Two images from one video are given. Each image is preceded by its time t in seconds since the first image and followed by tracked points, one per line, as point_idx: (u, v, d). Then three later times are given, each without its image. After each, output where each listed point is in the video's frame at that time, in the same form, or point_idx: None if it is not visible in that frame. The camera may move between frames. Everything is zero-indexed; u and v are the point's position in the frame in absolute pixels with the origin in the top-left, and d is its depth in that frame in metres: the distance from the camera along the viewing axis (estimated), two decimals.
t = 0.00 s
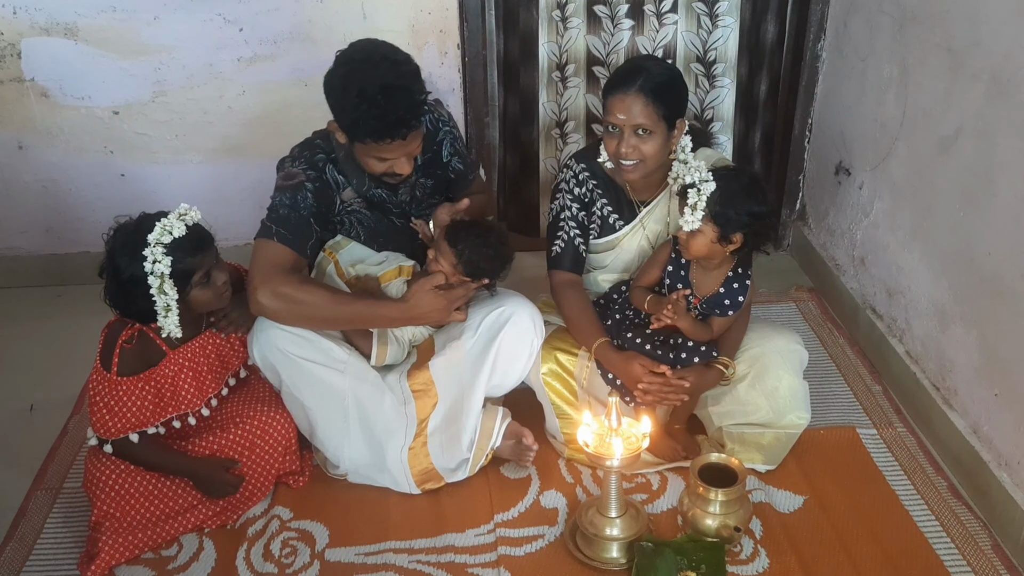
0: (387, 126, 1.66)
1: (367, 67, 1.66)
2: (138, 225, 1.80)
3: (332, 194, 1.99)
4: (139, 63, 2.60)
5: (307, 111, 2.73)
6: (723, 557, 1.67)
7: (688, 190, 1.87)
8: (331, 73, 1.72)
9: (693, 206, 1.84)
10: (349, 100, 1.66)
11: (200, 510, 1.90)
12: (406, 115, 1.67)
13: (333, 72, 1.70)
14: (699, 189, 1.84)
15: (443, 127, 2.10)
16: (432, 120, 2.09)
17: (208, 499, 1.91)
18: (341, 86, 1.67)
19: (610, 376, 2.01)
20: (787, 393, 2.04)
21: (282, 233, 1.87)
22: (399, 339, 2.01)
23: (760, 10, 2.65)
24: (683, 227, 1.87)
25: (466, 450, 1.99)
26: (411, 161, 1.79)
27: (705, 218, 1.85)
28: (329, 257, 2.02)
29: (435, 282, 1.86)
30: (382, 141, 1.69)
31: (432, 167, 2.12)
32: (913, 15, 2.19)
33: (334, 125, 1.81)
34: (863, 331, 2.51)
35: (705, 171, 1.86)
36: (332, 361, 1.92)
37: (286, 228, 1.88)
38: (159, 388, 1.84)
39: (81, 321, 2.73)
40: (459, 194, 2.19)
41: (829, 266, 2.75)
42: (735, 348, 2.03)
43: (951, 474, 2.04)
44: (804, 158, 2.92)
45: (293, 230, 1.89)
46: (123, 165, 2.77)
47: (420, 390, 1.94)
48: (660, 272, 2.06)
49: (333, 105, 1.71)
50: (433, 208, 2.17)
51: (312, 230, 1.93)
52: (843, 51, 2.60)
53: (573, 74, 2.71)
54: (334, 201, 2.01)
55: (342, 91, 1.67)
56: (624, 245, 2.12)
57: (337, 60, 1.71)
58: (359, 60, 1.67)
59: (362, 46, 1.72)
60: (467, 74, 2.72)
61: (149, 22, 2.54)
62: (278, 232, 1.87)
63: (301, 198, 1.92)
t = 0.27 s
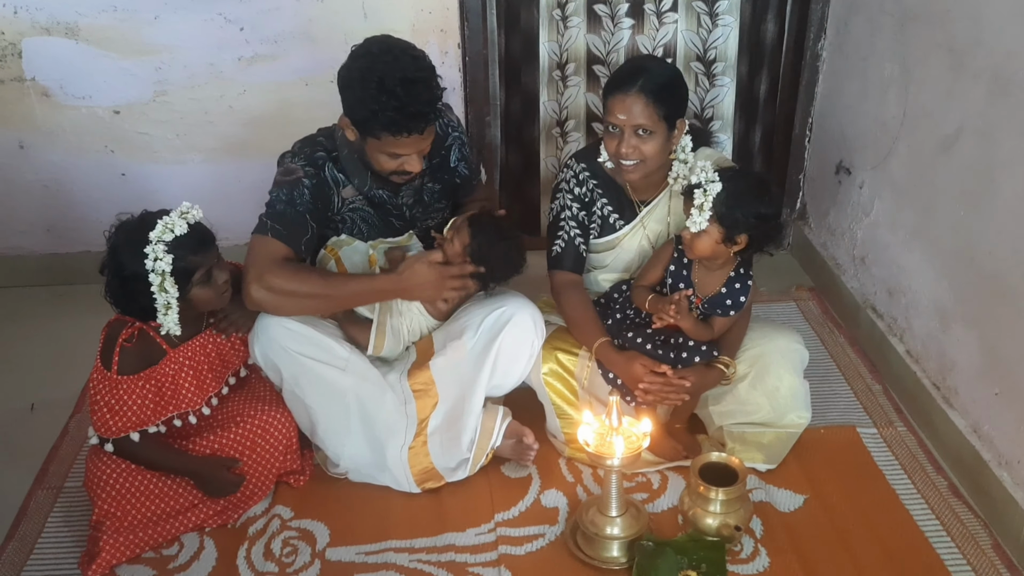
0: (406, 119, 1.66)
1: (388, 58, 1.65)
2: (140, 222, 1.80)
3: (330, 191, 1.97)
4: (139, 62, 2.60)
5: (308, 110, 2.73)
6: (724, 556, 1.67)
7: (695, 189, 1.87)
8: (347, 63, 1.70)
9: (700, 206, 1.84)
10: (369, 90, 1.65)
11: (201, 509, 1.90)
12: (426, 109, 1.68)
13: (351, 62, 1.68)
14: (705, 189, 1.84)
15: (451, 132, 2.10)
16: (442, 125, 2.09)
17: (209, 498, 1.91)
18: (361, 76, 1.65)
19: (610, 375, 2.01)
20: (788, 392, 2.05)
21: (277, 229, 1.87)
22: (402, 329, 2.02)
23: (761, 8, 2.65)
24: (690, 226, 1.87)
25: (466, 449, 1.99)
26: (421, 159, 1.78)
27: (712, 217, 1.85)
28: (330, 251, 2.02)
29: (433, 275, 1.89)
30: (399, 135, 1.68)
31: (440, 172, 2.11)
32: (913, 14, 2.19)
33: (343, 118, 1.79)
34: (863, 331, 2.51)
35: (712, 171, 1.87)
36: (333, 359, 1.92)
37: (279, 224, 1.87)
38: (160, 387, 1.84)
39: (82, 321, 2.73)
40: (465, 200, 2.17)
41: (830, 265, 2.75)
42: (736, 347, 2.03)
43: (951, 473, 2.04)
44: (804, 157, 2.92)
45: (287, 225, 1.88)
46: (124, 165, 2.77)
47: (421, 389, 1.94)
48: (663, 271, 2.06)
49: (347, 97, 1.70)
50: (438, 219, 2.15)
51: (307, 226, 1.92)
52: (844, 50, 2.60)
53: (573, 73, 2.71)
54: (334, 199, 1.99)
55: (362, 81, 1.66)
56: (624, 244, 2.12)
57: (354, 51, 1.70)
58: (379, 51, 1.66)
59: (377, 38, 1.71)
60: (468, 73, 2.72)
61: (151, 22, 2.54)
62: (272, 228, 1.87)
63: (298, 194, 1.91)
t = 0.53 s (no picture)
0: (425, 170, 1.63)
1: (401, 113, 1.61)
2: (140, 220, 1.79)
3: (342, 189, 1.98)
4: (138, 61, 2.60)
5: (307, 109, 2.73)
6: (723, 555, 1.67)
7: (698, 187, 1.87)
8: (359, 116, 1.67)
9: (703, 204, 1.84)
10: (384, 146, 1.62)
11: (200, 508, 1.90)
12: (443, 158, 1.65)
13: (362, 116, 1.65)
14: (708, 188, 1.84)
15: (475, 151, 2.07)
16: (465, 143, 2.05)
17: (208, 497, 1.91)
18: (374, 132, 1.63)
19: (610, 374, 2.00)
20: (787, 391, 2.05)
21: (296, 227, 1.87)
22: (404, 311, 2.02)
23: (760, 7, 2.65)
24: (691, 224, 1.87)
25: (466, 447, 1.99)
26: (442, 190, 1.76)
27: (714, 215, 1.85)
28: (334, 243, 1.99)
29: (459, 273, 1.91)
30: (420, 183, 1.67)
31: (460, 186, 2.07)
32: (913, 12, 2.19)
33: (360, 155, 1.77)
34: (863, 329, 2.51)
35: (714, 170, 1.86)
36: (334, 356, 1.92)
37: (297, 219, 1.88)
38: (159, 386, 1.84)
39: (81, 319, 2.73)
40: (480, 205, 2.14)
41: (830, 264, 2.74)
42: (734, 346, 2.03)
43: (951, 472, 2.04)
44: (803, 156, 2.92)
45: (305, 221, 1.89)
46: (124, 164, 2.77)
47: (421, 386, 1.93)
48: (662, 269, 2.06)
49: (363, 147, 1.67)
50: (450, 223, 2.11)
51: (325, 223, 1.92)
52: (843, 49, 2.60)
53: (572, 72, 2.71)
54: (345, 196, 2.00)
55: (376, 137, 1.63)
56: (624, 243, 2.12)
57: (364, 103, 1.67)
58: (389, 103, 1.63)
59: (386, 84, 1.68)
60: (467, 72, 2.72)
61: (150, 21, 2.54)
62: (290, 227, 1.87)
63: (313, 191, 1.92)
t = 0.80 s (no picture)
0: (475, 200, 1.63)
1: (451, 146, 1.60)
2: (143, 223, 1.79)
3: (376, 198, 1.94)
4: (139, 62, 2.60)
5: (308, 110, 2.73)
6: (724, 555, 1.67)
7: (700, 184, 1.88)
8: (407, 146, 1.66)
9: (704, 201, 1.84)
10: (433, 177, 1.61)
11: (201, 509, 1.90)
12: (488, 188, 1.62)
13: (410, 147, 1.65)
14: (710, 184, 1.85)
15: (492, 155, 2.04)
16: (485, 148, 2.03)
17: (209, 497, 1.91)
18: (424, 164, 1.62)
19: (610, 374, 2.00)
20: (788, 391, 2.05)
21: (330, 235, 1.85)
22: (416, 306, 2.03)
23: (760, 7, 2.65)
24: (693, 221, 1.87)
25: (467, 448, 1.99)
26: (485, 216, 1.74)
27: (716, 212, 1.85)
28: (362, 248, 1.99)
29: (475, 269, 1.86)
30: (465, 212, 1.65)
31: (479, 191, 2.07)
32: (913, 12, 2.19)
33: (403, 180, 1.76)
34: (863, 329, 2.51)
35: (716, 167, 1.87)
36: (338, 353, 1.92)
37: (333, 230, 1.85)
38: (160, 387, 1.84)
39: (82, 320, 2.73)
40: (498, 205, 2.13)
41: (830, 264, 2.75)
42: (735, 345, 2.03)
43: (952, 472, 2.04)
44: (803, 156, 2.92)
45: (339, 231, 1.86)
46: (124, 165, 2.77)
47: (422, 389, 1.94)
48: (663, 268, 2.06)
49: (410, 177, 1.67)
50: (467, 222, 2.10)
51: (357, 232, 1.90)
52: (843, 49, 2.60)
53: (572, 72, 2.71)
54: (378, 204, 1.96)
55: (425, 168, 1.62)
56: (625, 242, 2.12)
57: (411, 135, 1.66)
58: (438, 136, 1.62)
59: (435, 114, 1.66)
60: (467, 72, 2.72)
61: (150, 21, 2.54)
62: (326, 235, 1.84)
63: (350, 200, 1.88)
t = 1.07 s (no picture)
0: (514, 237, 1.70)
1: (502, 188, 1.64)
2: (142, 229, 1.79)
3: (390, 215, 1.91)
4: (140, 63, 2.60)
5: (309, 111, 2.73)
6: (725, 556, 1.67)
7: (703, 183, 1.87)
8: (454, 174, 1.65)
9: (708, 198, 1.84)
10: (469, 188, 1.63)
11: (202, 510, 1.90)
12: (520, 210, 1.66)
13: (458, 177, 1.65)
14: (713, 182, 1.85)
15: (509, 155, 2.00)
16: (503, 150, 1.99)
17: (210, 498, 1.91)
18: (473, 202, 1.63)
19: (612, 376, 2.00)
20: (790, 393, 2.05)
21: (335, 250, 1.83)
22: (414, 310, 2.02)
23: (761, 7, 2.65)
24: (696, 219, 1.86)
25: (468, 452, 1.99)
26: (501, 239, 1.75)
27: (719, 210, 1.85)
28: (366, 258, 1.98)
29: (470, 278, 1.85)
30: (491, 233, 1.67)
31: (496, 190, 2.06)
32: (914, 13, 2.19)
33: (437, 203, 1.77)
34: (864, 329, 2.51)
35: (719, 165, 1.87)
36: (339, 357, 1.92)
37: (340, 244, 1.83)
38: (161, 389, 1.84)
39: (83, 321, 2.73)
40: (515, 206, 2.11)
41: (831, 265, 2.75)
42: (737, 346, 2.03)
43: (953, 472, 2.04)
44: (804, 156, 2.92)
45: (346, 246, 1.84)
46: (125, 166, 2.77)
47: (423, 395, 1.94)
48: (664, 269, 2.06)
49: (450, 201, 1.67)
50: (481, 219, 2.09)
51: (363, 248, 1.88)
52: (844, 50, 2.60)
53: (573, 72, 2.71)
54: (390, 220, 1.93)
55: (474, 206, 1.64)
56: (625, 244, 2.12)
57: (460, 165, 1.65)
58: (490, 173, 1.63)
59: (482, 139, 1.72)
60: (468, 73, 2.72)
61: (151, 22, 2.54)
62: (331, 248, 1.83)
63: (362, 217, 1.86)
